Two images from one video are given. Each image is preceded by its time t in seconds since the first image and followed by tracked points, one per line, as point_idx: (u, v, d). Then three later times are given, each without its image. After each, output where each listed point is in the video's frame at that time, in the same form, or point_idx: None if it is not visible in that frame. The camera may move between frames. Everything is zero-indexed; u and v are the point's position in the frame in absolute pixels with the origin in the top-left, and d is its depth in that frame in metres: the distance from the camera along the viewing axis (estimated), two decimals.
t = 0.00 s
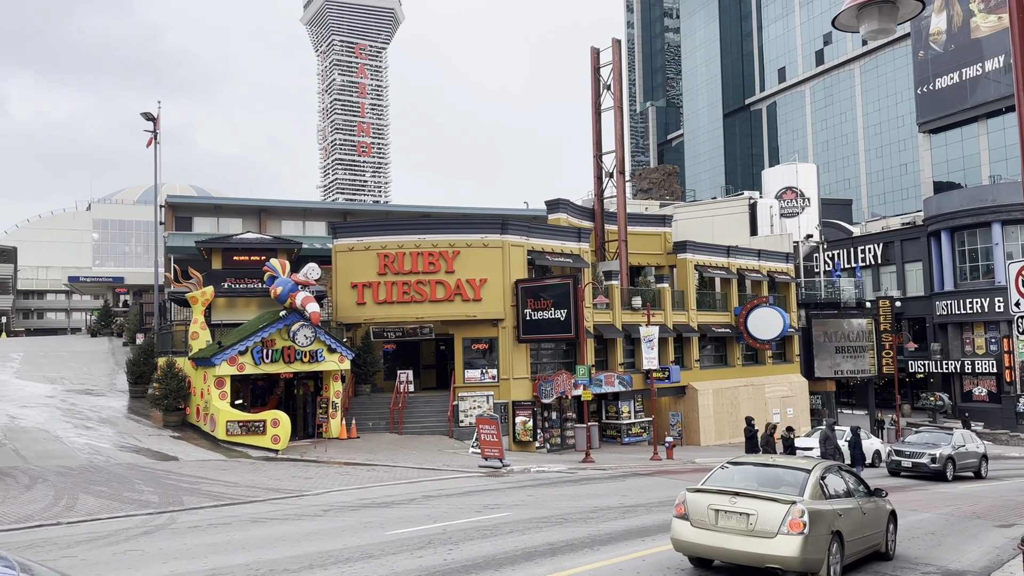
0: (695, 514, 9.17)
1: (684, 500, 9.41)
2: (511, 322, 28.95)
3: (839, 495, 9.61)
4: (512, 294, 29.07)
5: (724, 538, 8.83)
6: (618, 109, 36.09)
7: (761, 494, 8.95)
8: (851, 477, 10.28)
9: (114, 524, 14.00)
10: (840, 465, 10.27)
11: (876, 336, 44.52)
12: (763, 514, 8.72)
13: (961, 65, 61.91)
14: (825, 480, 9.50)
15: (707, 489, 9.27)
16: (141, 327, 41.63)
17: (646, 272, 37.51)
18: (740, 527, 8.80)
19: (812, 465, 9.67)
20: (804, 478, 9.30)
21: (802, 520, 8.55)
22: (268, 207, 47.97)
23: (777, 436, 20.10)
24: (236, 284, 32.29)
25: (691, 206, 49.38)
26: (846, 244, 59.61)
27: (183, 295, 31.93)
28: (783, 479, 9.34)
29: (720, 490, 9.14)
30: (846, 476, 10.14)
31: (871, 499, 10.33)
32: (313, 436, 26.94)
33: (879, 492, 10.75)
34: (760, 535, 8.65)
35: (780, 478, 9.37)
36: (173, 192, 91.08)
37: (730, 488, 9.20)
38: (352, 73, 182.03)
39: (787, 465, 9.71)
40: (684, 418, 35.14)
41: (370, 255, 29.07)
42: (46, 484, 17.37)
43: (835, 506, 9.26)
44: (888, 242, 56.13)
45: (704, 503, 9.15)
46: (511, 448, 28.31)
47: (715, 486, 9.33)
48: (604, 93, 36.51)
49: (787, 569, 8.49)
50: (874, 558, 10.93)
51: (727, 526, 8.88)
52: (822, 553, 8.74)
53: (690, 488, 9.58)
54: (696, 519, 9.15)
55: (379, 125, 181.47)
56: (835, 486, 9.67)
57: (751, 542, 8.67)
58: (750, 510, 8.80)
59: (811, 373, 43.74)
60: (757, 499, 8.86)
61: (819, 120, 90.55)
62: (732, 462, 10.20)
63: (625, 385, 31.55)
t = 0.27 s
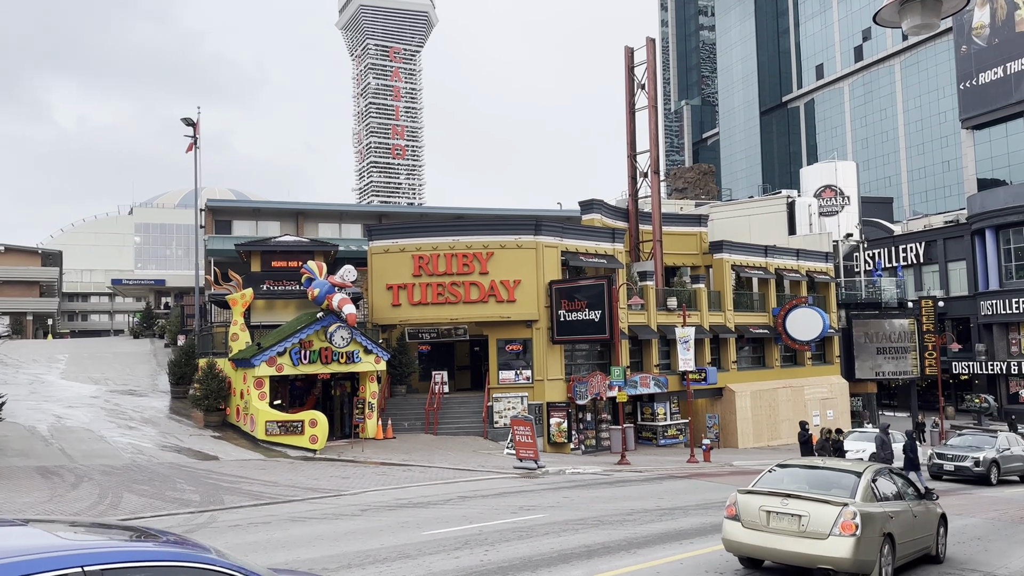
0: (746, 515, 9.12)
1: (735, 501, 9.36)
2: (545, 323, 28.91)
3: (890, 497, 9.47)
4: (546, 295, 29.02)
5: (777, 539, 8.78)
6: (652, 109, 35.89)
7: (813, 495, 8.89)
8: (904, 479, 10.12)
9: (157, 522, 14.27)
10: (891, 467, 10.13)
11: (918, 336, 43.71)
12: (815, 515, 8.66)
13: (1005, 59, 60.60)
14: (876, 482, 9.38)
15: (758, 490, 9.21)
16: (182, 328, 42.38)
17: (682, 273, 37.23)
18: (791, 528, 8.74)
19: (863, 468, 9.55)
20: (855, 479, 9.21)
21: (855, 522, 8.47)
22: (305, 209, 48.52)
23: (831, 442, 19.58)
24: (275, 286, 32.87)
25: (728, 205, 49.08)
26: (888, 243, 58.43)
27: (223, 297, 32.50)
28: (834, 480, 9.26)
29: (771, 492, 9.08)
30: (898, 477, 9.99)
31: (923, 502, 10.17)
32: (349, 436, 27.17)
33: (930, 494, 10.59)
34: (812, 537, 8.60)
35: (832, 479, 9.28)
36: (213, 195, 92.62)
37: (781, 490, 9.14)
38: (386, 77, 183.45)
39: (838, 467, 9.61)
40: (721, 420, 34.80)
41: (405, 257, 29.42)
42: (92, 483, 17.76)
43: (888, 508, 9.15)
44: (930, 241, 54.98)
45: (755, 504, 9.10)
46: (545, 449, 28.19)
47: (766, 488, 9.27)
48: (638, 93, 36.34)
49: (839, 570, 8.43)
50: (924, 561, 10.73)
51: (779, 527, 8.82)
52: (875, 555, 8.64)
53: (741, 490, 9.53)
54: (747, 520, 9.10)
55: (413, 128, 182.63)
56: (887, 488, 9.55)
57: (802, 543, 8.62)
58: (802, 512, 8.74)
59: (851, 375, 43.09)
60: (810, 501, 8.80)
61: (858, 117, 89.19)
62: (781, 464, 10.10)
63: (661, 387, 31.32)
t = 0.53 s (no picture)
0: (801, 516, 9.04)
1: (789, 502, 9.27)
2: (582, 324, 28.80)
3: (947, 498, 9.29)
4: (583, 296, 28.92)
5: (832, 540, 8.71)
6: (691, 107, 35.56)
7: (868, 496, 8.79)
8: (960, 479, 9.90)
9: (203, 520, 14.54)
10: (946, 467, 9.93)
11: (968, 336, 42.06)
12: (871, 516, 8.57)
13: None
14: (932, 483, 9.21)
15: (813, 492, 9.14)
16: (225, 330, 43.12)
17: (722, 272, 36.86)
18: (847, 529, 8.66)
19: (918, 469, 9.38)
20: (910, 480, 9.06)
21: (911, 524, 8.36)
22: (344, 212, 49.01)
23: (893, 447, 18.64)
24: (316, 288, 33.26)
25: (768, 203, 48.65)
26: (934, 241, 56.90)
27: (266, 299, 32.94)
28: (889, 481, 9.13)
29: (826, 493, 9.01)
30: (954, 478, 9.78)
31: (981, 503, 9.94)
32: (389, 436, 27.39)
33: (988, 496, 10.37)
34: (868, 538, 8.51)
35: (885, 480, 9.16)
36: (255, 199, 94.11)
37: (836, 491, 9.06)
38: (423, 79, 184.58)
39: (892, 468, 9.46)
40: (763, 422, 34.35)
41: (442, 258, 29.62)
42: (140, 481, 18.16)
43: (945, 509, 8.99)
44: (978, 238, 53.60)
45: (810, 505, 9.02)
46: (584, 450, 28.07)
47: (821, 489, 9.20)
48: (676, 90, 36.04)
49: (896, 571, 8.34)
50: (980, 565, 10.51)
51: (834, 528, 8.74)
52: (933, 557, 8.53)
53: (795, 491, 9.44)
54: (801, 521, 9.01)
55: (450, 130, 183.44)
56: (943, 489, 9.37)
57: (858, 544, 8.55)
58: (858, 513, 8.65)
59: (897, 376, 42.28)
60: (866, 502, 8.71)
61: (902, 112, 87.42)
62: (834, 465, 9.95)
63: (700, 388, 31.03)
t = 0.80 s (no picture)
0: (850, 517, 8.89)
1: (839, 502, 9.13)
2: (617, 323, 28.63)
3: (1000, 500, 9.05)
4: (618, 295, 28.76)
5: (882, 540, 8.56)
6: (726, 103, 35.20)
7: (920, 497, 8.62)
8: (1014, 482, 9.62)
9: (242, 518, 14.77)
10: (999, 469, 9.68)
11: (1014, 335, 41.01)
12: (923, 517, 8.40)
13: None
14: (985, 485, 8.97)
15: (863, 492, 8.99)
16: (264, 330, 43.77)
17: (759, 270, 36.42)
18: (897, 530, 8.50)
19: (970, 471, 9.16)
20: (962, 480, 8.87)
21: (964, 524, 8.17)
22: (379, 213, 49.43)
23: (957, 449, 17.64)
24: (352, 288, 33.57)
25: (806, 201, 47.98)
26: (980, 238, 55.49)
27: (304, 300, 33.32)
28: (940, 482, 8.94)
29: (877, 493, 8.86)
30: (1007, 480, 9.52)
31: None
32: (425, 435, 27.57)
33: None
34: (919, 539, 8.34)
35: (936, 480, 8.98)
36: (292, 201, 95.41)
37: (887, 491, 8.91)
38: (457, 80, 185.33)
39: (943, 469, 9.26)
40: (802, 422, 33.88)
41: (476, 259, 29.73)
42: (182, 479, 18.50)
43: (999, 511, 8.77)
44: None
45: (859, 505, 8.87)
46: (619, 451, 27.87)
47: (871, 490, 9.05)
48: (711, 87, 35.70)
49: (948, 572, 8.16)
50: None
51: (885, 529, 8.59)
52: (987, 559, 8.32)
53: (844, 492, 9.30)
54: (852, 521, 8.87)
55: (484, 130, 183.93)
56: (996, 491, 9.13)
57: (910, 545, 8.38)
58: (909, 513, 8.49)
59: (940, 376, 41.42)
60: (917, 502, 8.54)
61: (944, 106, 85.67)
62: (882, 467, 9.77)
63: (738, 388, 30.68)
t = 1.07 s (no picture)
0: (907, 517, 8.68)
1: (894, 502, 8.94)
2: (656, 322, 28.37)
3: None
4: (657, 293, 28.51)
5: (938, 540, 8.36)
6: (768, 98, 34.69)
7: (978, 498, 8.39)
8: None
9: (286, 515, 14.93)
10: None
11: None
12: (981, 517, 8.19)
13: None
14: None
15: (919, 492, 8.79)
16: (306, 329, 44.35)
17: (802, 267, 35.83)
18: (955, 530, 8.31)
19: None
20: (1021, 481, 8.64)
21: None
22: (418, 213, 49.75)
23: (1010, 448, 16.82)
24: (392, 288, 33.85)
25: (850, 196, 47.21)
26: None
27: (344, 299, 33.68)
28: (997, 483, 8.72)
29: (933, 493, 8.65)
30: None
31: None
32: (464, 433, 27.69)
33: None
34: (978, 540, 8.13)
35: (993, 481, 8.76)
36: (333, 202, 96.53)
37: (944, 491, 8.69)
38: (494, 80, 185.53)
39: (1001, 470, 9.00)
40: (847, 422, 33.27)
41: (514, 257, 29.74)
42: (228, 475, 18.82)
43: None
44: None
45: (915, 505, 8.67)
46: (659, 450, 27.66)
47: (927, 489, 8.84)
48: (752, 82, 35.21)
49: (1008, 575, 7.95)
50: None
51: (941, 529, 8.39)
52: None
53: (900, 492, 9.09)
54: (908, 521, 8.66)
55: (521, 129, 184.00)
56: None
57: (967, 546, 8.18)
58: (967, 514, 8.28)
59: (990, 374, 40.36)
60: (974, 503, 8.33)
61: (994, 98, 83.50)
62: (938, 468, 9.53)
63: (782, 387, 30.26)
